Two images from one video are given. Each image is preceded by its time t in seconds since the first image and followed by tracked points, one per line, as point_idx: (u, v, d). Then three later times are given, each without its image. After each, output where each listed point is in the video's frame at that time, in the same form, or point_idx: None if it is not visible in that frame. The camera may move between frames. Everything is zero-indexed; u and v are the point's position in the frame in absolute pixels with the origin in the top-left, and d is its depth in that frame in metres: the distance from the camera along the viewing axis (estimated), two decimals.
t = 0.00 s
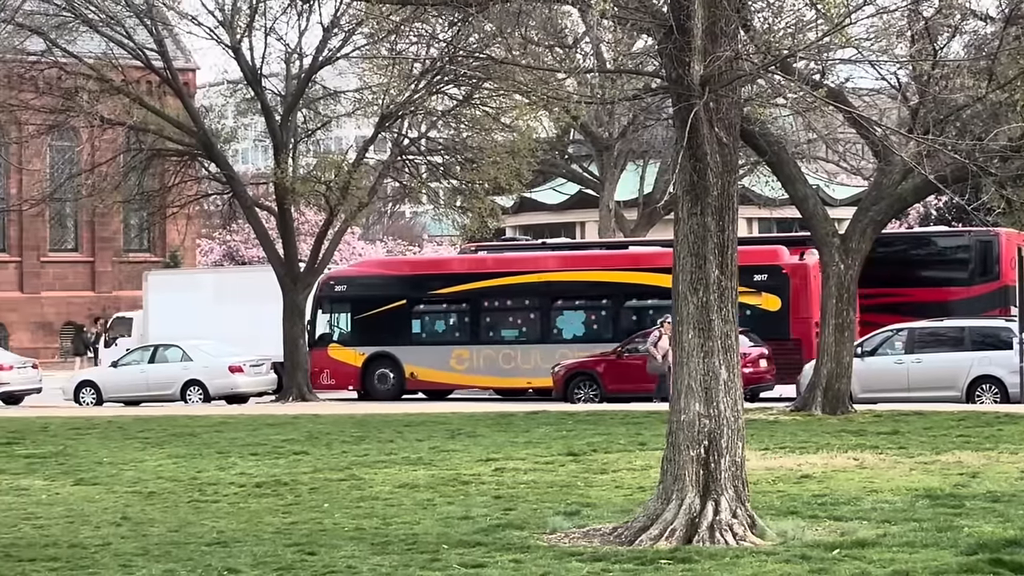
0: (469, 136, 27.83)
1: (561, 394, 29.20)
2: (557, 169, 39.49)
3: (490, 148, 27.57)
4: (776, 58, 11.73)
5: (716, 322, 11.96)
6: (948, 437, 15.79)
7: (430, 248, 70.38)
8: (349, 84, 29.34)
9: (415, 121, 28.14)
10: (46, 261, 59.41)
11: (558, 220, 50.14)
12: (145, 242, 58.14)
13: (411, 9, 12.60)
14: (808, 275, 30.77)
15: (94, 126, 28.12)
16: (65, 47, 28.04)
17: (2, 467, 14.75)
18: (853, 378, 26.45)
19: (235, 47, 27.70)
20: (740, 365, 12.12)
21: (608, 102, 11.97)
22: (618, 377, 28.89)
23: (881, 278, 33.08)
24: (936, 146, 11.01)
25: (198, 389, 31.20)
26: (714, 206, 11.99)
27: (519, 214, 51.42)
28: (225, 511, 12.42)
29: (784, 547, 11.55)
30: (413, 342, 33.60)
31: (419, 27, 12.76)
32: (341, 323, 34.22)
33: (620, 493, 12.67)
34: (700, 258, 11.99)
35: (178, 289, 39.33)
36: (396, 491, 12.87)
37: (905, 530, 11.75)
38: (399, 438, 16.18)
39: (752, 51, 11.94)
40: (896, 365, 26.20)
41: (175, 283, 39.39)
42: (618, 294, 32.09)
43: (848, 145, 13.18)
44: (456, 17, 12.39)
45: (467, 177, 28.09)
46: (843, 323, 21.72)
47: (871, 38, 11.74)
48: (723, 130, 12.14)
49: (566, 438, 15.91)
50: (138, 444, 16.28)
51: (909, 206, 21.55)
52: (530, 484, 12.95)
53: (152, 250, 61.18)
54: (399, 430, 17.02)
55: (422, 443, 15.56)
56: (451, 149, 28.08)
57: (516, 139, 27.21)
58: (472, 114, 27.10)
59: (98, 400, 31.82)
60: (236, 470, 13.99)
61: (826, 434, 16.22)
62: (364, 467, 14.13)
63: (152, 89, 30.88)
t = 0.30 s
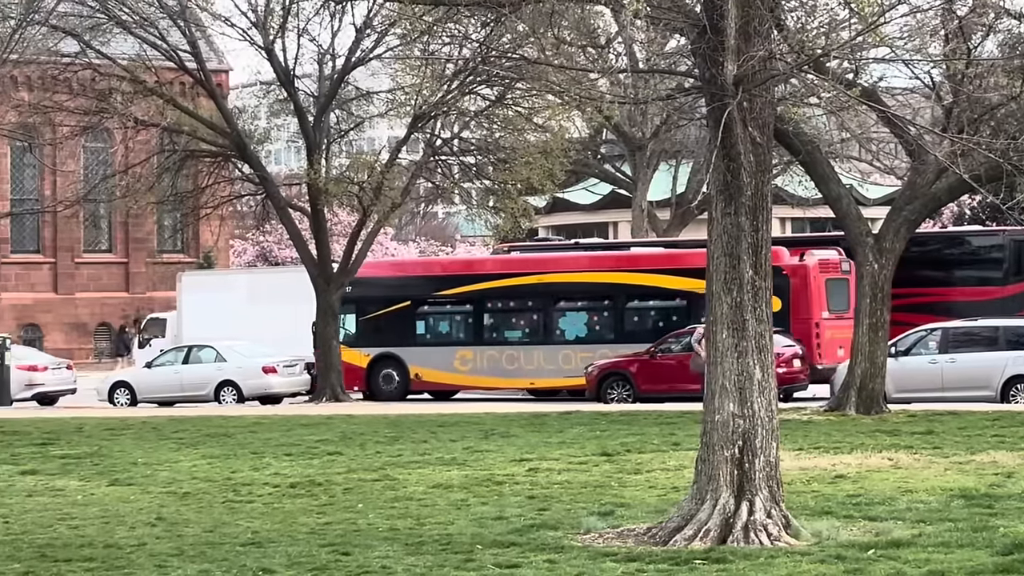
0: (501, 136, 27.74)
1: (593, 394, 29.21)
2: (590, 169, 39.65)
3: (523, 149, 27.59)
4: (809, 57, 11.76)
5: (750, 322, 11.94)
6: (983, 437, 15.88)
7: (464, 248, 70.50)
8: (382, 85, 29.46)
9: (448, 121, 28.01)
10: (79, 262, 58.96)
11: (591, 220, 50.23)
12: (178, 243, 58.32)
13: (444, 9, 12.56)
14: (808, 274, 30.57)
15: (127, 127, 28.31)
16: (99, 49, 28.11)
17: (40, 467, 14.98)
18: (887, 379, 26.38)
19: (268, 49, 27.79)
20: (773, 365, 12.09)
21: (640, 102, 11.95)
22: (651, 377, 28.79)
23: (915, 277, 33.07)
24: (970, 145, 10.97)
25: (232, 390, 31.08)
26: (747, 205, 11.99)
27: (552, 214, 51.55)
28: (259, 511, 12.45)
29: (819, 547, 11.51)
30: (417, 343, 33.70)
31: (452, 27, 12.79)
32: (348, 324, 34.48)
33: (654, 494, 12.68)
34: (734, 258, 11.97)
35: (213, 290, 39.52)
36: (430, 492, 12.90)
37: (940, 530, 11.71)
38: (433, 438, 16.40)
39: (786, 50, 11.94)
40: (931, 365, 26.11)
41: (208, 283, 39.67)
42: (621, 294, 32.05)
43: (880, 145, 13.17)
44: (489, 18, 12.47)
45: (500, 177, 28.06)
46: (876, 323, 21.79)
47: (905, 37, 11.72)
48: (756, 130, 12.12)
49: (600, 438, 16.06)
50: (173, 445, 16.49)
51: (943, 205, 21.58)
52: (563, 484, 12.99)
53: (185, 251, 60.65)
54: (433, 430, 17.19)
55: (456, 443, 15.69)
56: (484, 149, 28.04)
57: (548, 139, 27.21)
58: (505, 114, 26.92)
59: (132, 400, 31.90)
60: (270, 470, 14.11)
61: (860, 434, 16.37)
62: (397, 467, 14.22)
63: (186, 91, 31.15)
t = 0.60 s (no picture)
0: (530, 138, 27.78)
1: (623, 394, 29.27)
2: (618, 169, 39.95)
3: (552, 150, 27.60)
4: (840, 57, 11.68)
5: (780, 321, 11.92)
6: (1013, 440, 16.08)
7: (494, 248, 70.60)
8: (411, 85, 29.68)
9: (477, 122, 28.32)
10: (110, 263, 58.87)
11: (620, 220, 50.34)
12: (207, 245, 58.44)
13: (473, 12, 12.45)
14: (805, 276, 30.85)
15: (156, 129, 28.46)
16: (129, 50, 28.26)
17: (72, 468, 15.24)
18: (917, 378, 26.25)
19: (297, 50, 27.83)
20: (804, 366, 12.06)
21: (668, 102, 11.96)
22: (680, 377, 28.78)
23: (944, 277, 32.84)
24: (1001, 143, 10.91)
25: (262, 390, 31.14)
26: (777, 206, 11.97)
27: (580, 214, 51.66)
28: (289, 512, 12.49)
29: (849, 548, 11.47)
30: (419, 344, 33.98)
31: (481, 28, 12.75)
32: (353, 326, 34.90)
33: (683, 495, 12.72)
34: (763, 258, 11.96)
35: (242, 290, 40.23)
36: (458, 493, 12.95)
37: (971, 530, 11.68)
38: (461, 439, 16.75)
39: (815, 50, 11.93)
40: (960, 365, 26.00)
41: (238, 283, 40.35)
42: (623, 295, 32.43)
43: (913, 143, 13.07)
44: (518, 19, 12.36)
45: (529, 177, 28.05)
46: (905, 324, 22.02)
47: (935, 36, 11.66)
48: (786, 129, 12.12)
49: (629, 439, 16.30)
50: (203, 445, 16.78)
51: (974, 204, 21.76)
52: (591, 485, 13.08)
53: (215, 251, 59.80)
54: (462, 431, 17.46)
55: (484, 444, 15.95)
56: (512, 150, 28.11)
57: (577, 139, 27.35)
58: (534, 115, 27.19)
59: (162, 401, 31.91)
60: (299, 471, 14.25)
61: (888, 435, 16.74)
62: (426, 468, 14.35)
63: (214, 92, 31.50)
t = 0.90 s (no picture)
0: (562, 138, 27.90)
1: (656, 394, 29.24)
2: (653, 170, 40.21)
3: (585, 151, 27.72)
4: (874, 58, 11.64)
5: (814, 322, 11.88)
6: None
7: (526, 249, 70.75)
8: (443, 87, 29.91)
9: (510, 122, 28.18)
10: (144, 265, 58.70)
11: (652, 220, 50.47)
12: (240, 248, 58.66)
13: (505, 12, 12.44)
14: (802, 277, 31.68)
15: (191, 131, 28.61)
16: (163, 52, 28.37)
17: (108, 470, 15.51)
18: (951, 379, 26.17)
19: (330, 51, 27.90)
20: (838, 366, 12.01)
21: (702, 103, 11.92)
22: (713, 377, 28.87)
23: (978, 277, 32.83)
24: None
25: (296, 391, 31.23)
26: (811, 206, 11.96)
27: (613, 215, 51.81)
28: (324, 512, 12.53)
29: (885, 549, 11.40)
30: (422, 345, 34.61)
31: (513, 29, 12.73)
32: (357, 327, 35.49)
33: (717, 495, 12.75)
34: (798, 258, 11.93)
35: (278, 292, 40.44)
36: (493, 494, 13.02)
37: (1007, 531, 11.64)
38: (496, 440, 17.17)
39: (850, 50, 11.89)
40: (995, 366, 25.99)
41: (273, 285, 40.51)
42: (623, 297, 33.18)
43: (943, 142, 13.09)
44: (551, 20, 12.29)
45: (561, 179, 28.38)
46: (940, 324, 22.17)
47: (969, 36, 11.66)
48: (819, 130, 12.11)
49: (663, 440, 16.64)
50: (237, 447, 17.16)
51: (1008, 205, 21.88)
52: (626, 486, 13.10)
53: (248, 253, 60.19)
54: (497, 432, 17.76)
55: (518, 445, 16.45)
56: (546, 151, 28.27)
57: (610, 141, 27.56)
58: (566, 116, 27.11)
59: (195, 402, 31.91)
60: (333, 472, 14.45)
61: (921, 435, 17.36)
62: (460, 469, 14.51)
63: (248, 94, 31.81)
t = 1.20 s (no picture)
0: (592, 138, 28.10)
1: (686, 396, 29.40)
2: (681, 172, 40.43)
3: (616, 151, 27.98)
4: (903, 58, 11.60)
5: (845, 323, 11.79)
6: None
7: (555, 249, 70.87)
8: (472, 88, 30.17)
9: (539, 122, 28.21)
10: (174, 266, 59.10)
11: (681, 221, 50.56)
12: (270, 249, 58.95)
13: (535, 13, 12.47)
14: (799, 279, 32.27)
15: (220, 133, 28.50)
16: (192, 53, 28.53)
17: (138, 472, 15.70)
18: (981, 380, 26.14)
19: (360, 53, 27.96)
20: (870, 368, 11.91)
21: (731, 104, 11.92)
22: (744, 378, 28.90)
23: (1009, 278, 32.76)
24: None
25: (325, 393, 31.25)
26: (841, 207, 11.94)
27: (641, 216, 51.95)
28: (354, 513, 12.58)
29: (916, 551, 11.31)
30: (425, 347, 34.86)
31: (542, 29, 12.70)
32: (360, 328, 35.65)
33: (747, 496, 12.80)
34: (828, 259, 11.86)
35: (309, 295, 40.47)
36: (523, 495, 13.08)
37: None
38: (524, 440, 17.40)
39: (880, 50, 11.85)
40: None
41: (303, 287, 40.52)
42: (622, 299, 33.54)
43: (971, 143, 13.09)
44: (580, 20, 12.28)
45: (590, 179, 28.55)
46: (970, 324, 22.33)
47: (1000, 35, 11.68)
48: (850, 130, 12.09)
49: (693, 441, 16.89)
50: (267, 448, 17.52)
51: None
52: (656, 486, 13.11)
53: (278, 255, 60.46)
54: (526, 433, 17.95)
55: (549, 446, 16.75)
56: (575, 152, 28.35)
57: (638, 141, 27.73)
58: (595, 117, 27.34)
59: (225, 404, 31.98)
60: (362, 474, 14.60)
61: (950, 435, 17.60)
62: (490, 470, 14.63)
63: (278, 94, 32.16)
